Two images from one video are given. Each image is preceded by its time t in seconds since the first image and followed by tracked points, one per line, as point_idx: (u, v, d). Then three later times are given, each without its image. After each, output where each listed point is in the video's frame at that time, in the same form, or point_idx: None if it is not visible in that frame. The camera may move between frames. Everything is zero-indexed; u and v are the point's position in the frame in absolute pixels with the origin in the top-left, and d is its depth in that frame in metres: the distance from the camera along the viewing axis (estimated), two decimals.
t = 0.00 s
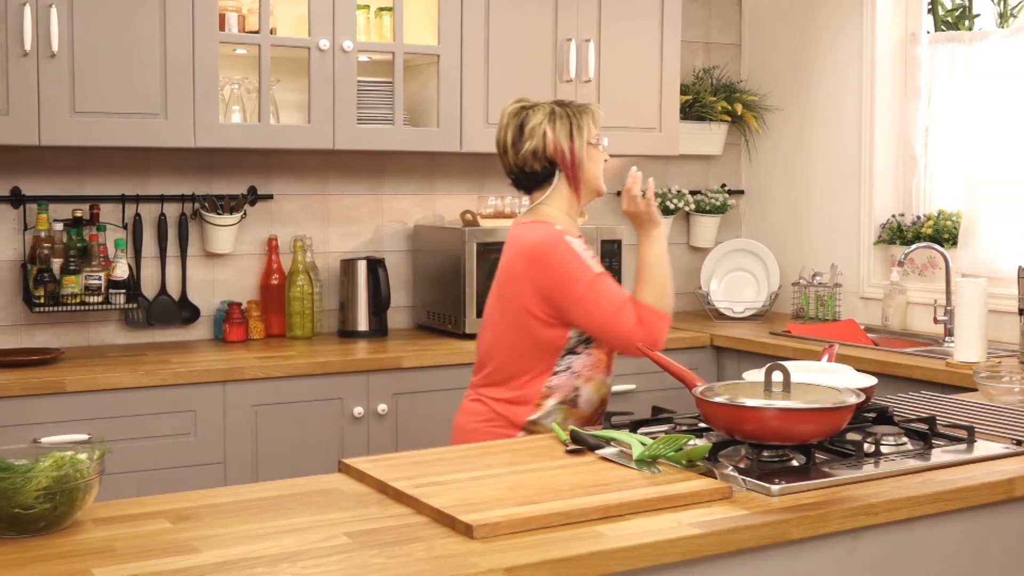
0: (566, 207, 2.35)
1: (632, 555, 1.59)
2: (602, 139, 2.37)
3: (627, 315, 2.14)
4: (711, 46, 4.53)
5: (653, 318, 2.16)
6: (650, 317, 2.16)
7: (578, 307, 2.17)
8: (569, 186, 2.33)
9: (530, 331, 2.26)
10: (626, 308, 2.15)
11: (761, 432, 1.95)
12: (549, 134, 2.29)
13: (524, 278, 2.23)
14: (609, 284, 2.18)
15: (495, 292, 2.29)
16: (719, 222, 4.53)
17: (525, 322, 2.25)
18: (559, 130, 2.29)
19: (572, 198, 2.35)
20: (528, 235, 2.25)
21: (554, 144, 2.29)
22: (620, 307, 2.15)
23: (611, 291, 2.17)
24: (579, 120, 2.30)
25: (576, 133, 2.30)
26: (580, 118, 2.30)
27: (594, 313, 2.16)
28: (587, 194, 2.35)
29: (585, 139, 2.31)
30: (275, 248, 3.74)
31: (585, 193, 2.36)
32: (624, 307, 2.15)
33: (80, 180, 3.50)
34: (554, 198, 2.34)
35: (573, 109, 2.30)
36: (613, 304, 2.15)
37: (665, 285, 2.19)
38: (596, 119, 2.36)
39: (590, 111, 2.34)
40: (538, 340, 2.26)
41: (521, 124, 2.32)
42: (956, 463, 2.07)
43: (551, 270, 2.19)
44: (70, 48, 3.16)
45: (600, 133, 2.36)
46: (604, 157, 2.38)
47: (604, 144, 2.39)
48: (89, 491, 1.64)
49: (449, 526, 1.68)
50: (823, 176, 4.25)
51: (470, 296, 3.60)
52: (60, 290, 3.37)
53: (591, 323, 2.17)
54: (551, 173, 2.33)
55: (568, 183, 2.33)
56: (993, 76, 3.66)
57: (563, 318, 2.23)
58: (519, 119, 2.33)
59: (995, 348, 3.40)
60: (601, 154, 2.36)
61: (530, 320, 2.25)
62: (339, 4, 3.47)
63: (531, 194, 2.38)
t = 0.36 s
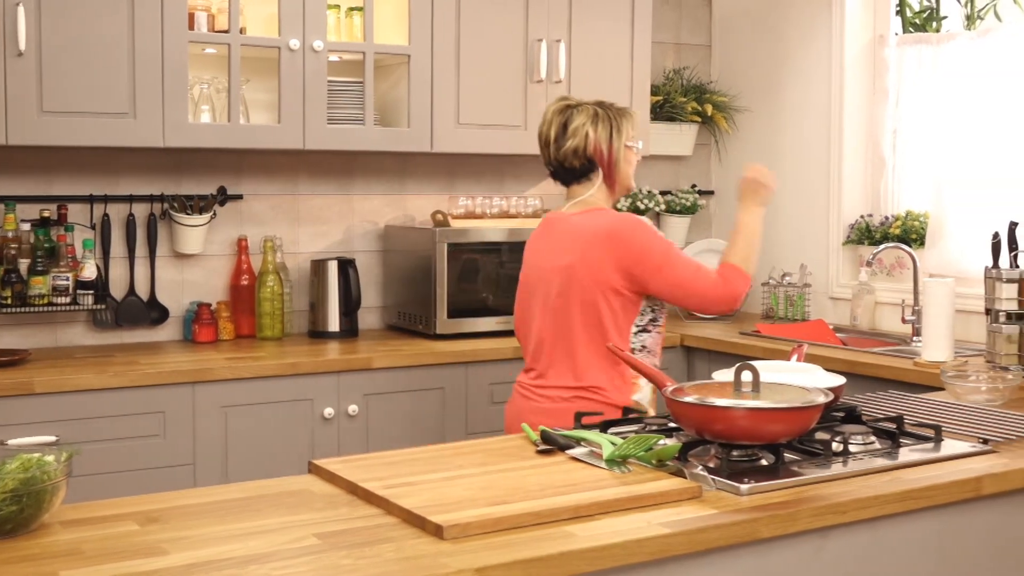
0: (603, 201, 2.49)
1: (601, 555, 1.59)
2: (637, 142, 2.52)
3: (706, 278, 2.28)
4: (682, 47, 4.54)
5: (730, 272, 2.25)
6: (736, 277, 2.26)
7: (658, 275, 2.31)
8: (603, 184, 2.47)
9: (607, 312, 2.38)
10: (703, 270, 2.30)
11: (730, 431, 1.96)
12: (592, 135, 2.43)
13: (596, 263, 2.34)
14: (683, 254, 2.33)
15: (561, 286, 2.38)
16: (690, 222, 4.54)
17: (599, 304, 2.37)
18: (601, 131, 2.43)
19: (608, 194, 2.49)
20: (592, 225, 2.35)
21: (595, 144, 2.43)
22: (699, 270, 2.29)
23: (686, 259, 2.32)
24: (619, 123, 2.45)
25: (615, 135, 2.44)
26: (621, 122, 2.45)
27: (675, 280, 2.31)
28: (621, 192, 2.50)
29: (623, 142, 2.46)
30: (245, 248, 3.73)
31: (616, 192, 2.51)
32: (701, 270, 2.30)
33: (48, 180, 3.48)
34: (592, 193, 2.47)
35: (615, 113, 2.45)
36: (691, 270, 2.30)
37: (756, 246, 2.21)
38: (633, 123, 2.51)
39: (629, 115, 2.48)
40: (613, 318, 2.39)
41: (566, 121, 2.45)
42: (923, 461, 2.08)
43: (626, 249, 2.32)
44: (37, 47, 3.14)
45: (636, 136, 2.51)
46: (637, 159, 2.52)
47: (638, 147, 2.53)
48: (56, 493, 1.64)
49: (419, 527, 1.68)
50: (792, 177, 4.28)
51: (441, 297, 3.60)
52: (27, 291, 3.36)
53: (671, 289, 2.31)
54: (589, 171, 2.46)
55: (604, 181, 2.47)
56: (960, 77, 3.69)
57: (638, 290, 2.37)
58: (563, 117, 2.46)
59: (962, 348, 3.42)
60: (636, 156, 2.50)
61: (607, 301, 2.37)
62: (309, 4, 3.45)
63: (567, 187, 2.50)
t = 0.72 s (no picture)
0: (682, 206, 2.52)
1: (568, 554, 1.59)
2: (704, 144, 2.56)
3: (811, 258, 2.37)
4: (648, 47, 4.55)
5: (841, 253, 2.39)
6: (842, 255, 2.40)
7: (774, 266, 2.38)
8: (680, 190, 2.51)
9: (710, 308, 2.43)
10: (816, 254, 2.38)
11: (698, 431, 1.96)
12: (666, 143, 2.47)
13: (703, 265, 2.39)
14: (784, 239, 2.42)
15: (665, 288, 2.42)
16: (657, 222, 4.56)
17: (703, 303, 2.42)
18: (674, 139, 2.48)
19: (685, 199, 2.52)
20: (692, 228, 2.40)
21: (670, 151, 2.47)
22: (812, 252, 2.38)
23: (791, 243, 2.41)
24: (689, 128, 2.50)
25: (688, 140, 2.49)
26: (692, 127, 2.50)
27: (791, 267, 2.38)
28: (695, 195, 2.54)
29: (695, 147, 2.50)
30: (211, 248, 3.71)
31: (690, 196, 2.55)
32: (811, 252, 2.38)
33: (11, 179, 3.45)
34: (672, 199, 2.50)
35: (685, 119, 2.50)
36: (805, 255, 2.38)
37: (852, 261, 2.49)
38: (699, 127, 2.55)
39: (697, 118, 2.53)
40: (716, 313, 2.45)
41: (638, 131, 2.50)
42: (888, 460, 2.10)
43: (733, 248, 2.38)
44: None
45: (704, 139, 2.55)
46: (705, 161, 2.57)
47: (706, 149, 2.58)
48: (19, 495, 1.61)
49: (386, 527, 1.68)
50: (758, 177, 4.31)
51: (408, 296, 3.59)
52: None
53: (789, 276, 2.38)
54: (665, 177, 2.49)
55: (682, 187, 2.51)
56: (925, 79, 3.73)
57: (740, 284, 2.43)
58: (636, 127, 2.50)
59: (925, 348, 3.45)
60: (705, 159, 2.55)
61: (712, 298, 2.43)
62: (275, 3, 3.44)
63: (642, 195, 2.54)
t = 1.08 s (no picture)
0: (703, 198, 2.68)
1: (542, 554, 1.59)
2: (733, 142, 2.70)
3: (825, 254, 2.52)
4: (623, 47, 4.56)
5: (855, 249, 2.54)
6: (859, 255, 2.55)
7: (784, 259, 2.52)
8: (702, 185, 2.67)
9: (723, 295, 2.56)
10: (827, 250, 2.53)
11: (672, 430, 1.96)
12: (688, 140, 2.63)
13: (719, 253, 2.53)
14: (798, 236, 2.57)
15: (681, 274, 2.55)
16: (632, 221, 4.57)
17: (719, 290, 2.55)
18: (697, 137, 2.64)
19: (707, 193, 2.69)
20: (711, 219, 2.54)
21: (690, 148, 2.64)
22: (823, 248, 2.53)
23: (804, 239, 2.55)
24: (714, 127, 2.65)
25: (711, 138, 2.64)
26: (717, 128, 2.64)
27: (800, 261, 2.52)
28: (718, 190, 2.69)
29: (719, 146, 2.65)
30: (185, 248, 3.69)
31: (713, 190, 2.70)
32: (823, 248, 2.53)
33: None
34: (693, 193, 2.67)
35: (710, 120, 2.64)
36: (815, 251, 2.52)
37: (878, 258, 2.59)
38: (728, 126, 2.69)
39: (724, 118, 2.67)
40: (729, 302, 2.58)
41: (665, 127, 2.67)
42: (862, 458, 2.11)
43: (750, 240, 2.52)
44: None
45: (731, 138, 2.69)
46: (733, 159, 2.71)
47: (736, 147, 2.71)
48: None
49: (361, 527, 1.68)
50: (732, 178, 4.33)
51: (383, 295, 3.59)
52: None
53: (799, 269, 2.52)
54: (686, 172, 2.66)
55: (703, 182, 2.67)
56: (898, 79, 3.75)
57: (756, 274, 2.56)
58: (664, 123, 2.68)
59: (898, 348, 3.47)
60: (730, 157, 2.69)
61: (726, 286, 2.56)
62: (249, 2, 3.43)
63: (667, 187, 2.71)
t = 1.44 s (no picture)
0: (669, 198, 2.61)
1: (526, 553, 1.59)
2: (699, 149, 2.51)
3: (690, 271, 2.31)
4: (607, 47, 4.56)
5: (711, 273, 2.26)
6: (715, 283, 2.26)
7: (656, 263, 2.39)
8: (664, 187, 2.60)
9: (632, 285, 2.52)
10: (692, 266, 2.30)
11: (656, 430, 1.96)
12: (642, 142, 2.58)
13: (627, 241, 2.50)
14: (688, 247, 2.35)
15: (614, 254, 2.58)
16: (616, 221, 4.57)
17: (625, 278, 2.53)
18: (649, 139, 2.56)
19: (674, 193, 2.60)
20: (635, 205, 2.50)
21: (646, 150, 2.58)
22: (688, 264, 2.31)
23: (684, 251, 2.34)
24: (667, 132, 2.53)
25: (660, 143, 2.54)
26: (666, 130, 2.52)
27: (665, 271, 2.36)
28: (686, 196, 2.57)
29: (669, 148, 2.53)
30: (167, 248, 3.68)
31: (681, 193, 2.58)
32: (690, 264, 2.31)
33: None
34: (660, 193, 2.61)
35: (662, 120, 2.53)
36: (682, 264, 2.32)
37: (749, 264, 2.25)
38: (693, 131, 2.51)
39: (685, 122, 2.51)
40: (641, 294, 2.52)
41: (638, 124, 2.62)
42: (844, 457, 2.12)
43: (644, 235, 2.43)
44: None
45: (694, 144, 2.51)
46: (702, 163, 2.52)
47: (709, 152, 2.51)
48: None
49: (344, 527, 1.67)
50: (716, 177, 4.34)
51: (367, 295, 3.58)
52: None
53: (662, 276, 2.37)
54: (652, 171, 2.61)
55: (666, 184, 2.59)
56: (879, 79, 3.76)
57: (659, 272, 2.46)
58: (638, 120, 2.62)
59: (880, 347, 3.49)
60: (694, 162, 2.52)
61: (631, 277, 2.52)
62: (231, 2, 3.42)
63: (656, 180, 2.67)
